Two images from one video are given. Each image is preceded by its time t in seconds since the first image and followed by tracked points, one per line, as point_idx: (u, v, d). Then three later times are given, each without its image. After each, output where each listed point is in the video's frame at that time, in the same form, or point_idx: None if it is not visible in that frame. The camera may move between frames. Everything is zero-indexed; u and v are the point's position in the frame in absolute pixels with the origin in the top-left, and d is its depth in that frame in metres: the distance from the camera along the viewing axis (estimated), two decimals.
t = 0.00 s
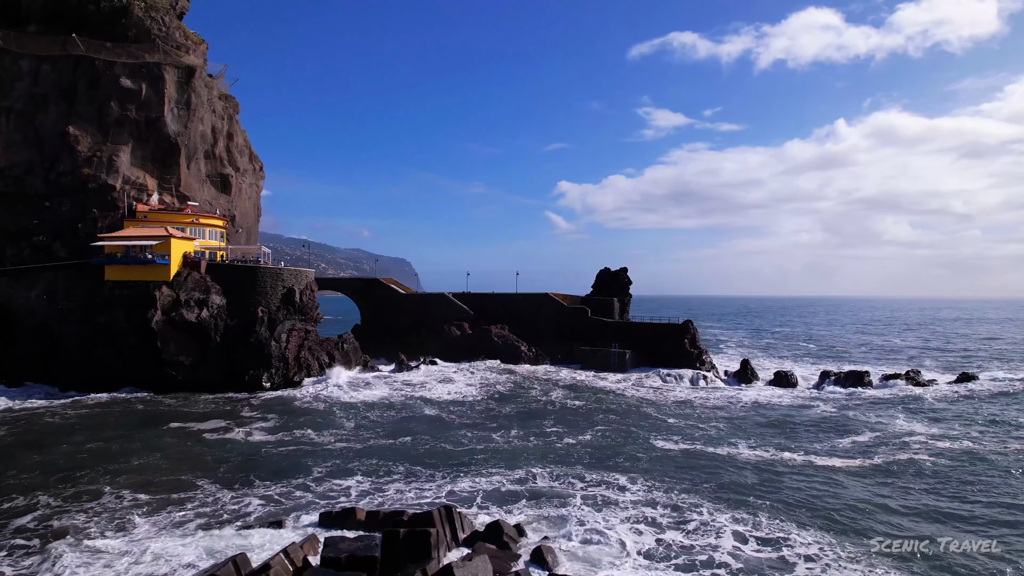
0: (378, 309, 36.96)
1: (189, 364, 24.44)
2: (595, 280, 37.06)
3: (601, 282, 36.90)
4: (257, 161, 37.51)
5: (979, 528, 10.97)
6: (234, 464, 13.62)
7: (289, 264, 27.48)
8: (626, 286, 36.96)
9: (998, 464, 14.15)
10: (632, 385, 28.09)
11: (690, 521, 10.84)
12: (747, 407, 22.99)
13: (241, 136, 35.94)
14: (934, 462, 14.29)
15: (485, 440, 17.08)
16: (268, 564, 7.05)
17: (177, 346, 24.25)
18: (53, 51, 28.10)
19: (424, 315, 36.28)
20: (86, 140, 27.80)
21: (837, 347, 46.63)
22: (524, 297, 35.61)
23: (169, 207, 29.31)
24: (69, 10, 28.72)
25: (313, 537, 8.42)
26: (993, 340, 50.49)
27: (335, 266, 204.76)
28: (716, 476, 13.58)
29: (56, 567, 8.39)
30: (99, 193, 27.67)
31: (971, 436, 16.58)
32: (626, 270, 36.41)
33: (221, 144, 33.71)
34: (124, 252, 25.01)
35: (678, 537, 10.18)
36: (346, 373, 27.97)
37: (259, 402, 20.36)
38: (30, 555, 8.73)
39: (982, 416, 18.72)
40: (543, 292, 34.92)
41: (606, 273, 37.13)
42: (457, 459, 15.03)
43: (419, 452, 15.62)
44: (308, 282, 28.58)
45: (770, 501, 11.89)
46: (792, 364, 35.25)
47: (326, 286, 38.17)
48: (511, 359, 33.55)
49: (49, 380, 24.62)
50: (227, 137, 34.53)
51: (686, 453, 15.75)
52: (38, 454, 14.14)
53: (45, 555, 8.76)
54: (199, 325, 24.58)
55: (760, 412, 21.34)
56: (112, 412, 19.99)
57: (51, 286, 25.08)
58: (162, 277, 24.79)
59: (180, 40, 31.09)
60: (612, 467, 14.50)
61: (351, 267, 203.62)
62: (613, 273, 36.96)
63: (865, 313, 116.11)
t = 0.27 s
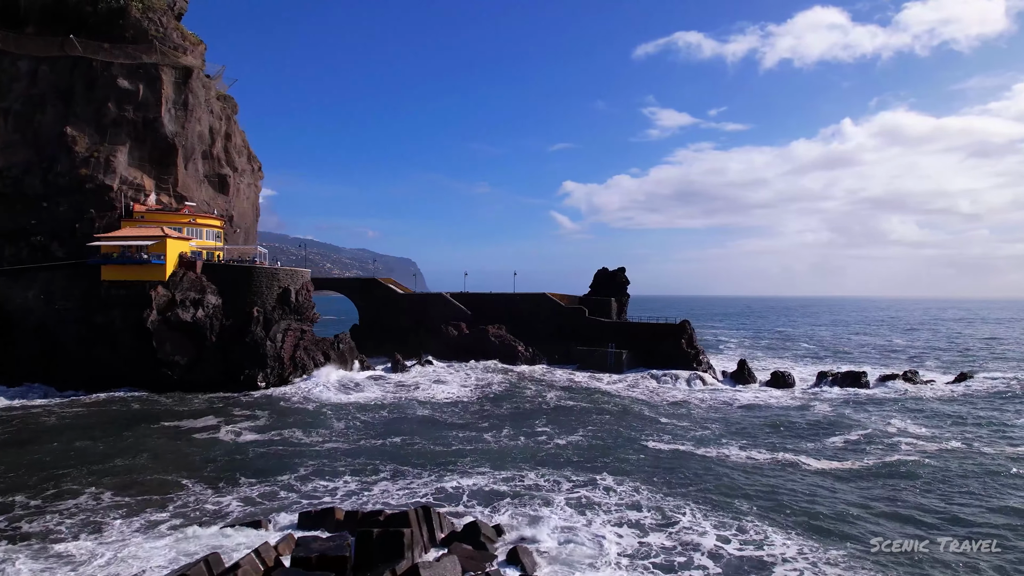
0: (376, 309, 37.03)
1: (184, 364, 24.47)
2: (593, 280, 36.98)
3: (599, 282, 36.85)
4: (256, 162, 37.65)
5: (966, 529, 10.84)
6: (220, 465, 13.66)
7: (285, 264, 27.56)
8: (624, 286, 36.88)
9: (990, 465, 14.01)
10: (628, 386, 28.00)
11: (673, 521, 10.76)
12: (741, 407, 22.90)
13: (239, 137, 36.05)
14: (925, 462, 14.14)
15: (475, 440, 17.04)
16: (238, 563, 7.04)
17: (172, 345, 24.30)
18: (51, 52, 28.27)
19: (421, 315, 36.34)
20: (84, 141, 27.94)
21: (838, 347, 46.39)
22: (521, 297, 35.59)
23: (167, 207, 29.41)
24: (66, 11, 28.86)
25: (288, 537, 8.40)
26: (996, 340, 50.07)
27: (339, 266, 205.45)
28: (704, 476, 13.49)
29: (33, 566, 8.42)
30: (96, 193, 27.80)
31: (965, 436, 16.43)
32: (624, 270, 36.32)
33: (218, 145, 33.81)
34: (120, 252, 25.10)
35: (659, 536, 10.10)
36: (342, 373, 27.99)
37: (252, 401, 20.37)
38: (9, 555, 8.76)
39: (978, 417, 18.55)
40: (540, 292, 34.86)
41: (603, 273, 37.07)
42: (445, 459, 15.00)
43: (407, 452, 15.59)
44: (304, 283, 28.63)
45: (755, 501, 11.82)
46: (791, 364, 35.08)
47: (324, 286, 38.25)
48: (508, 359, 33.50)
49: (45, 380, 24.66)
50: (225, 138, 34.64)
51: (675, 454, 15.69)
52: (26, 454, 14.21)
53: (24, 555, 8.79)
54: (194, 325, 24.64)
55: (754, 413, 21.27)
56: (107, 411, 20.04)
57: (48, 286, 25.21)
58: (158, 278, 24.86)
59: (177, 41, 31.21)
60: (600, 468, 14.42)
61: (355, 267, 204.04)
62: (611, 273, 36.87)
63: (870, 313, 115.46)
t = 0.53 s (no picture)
0: (376, 309, 37.11)
1: (182, 363, 24.58)
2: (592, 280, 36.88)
3: (598, 282, 36.77)
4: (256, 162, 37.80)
5: (957, 528, 10.68)
6: (210, 465, 13.70)
7: (283, 264, 27.64)
8: (624, 286, 36.76)
9: (985, 466, 13.82)
10: (626, 387, 27.91)
11: (658, 523, 10.66)
12: (738, 408, 22.78)
13: (239, 137, 36.19)
14: (919, 462, 13.96)
15: (467, 440, 16.99)
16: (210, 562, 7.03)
17: (170, 345, 24.41)
18: (51, 54, 28.49)
19: (421, 315, 36.37)
20: (84, 142, 28.12)
21: (842, 348, 46.07)
22: (521, 297, 35.56)
23: (166, 208, 29.55)
24: (67, 14, 29.09)
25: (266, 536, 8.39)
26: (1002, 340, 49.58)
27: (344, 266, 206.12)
28: (694, 476, 13.39)
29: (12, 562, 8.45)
30: (96, 194, 27.98)
31: (962, 437, 16.23)
32: (623, 270, 36.19)
33: (218, 145, 33.95)
34: (119, 252, 25.23)
35: (643, 537, 9.99)
36: (340, 373, 28.04)
37: (247, 400, 20.42)
38: None
39: (976, 418, 18.32)
40: (539, 292, 34.82)
41: (603, 273, 36.98)
42: (435, 460, 14.96)
43: (398, 453, 15.56)
44: (302, 283, 28.70)
45: (742, 501, 11.71)
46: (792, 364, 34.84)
47: (325, 286, 38.35)
48: (507, 359, 33.46)
49: (44, 378, 24.83)
50: (225, 138, 34.79)
51: (667, 455, 15.63)
52: (18, 451, 14.31)
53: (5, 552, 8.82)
54: (192, 325, 24.74)
55: (750, 414, 21.15)
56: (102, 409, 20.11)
57: (47, 286, 25.38)
58: (156, 278, 24.96)
59: (177, 42, 31.39)
60: (590, 469, 14.33)
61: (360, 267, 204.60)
62: (611, 273, 36.76)
63: (877, 314, 114.66)
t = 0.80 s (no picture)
0: (379, 309, 37.22)
1: (184, 362, 24.74)
2: (595, 280, 36.74)
3: (601, 282, 36.65)
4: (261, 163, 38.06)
5: (954, 529, 10.46)
6: (203, 465, 13.82)
7: (285, 265, 27.77)
8: (627, 286, 36.59)
9: (986, 466, 13.56)
10: (627, 388, 27.79)
11: (647, 526, 10.54)
12: (739, 409, 22.61)
13: (244, 138, 36.42)
14: (917, 463, 13.75)
15: (463, 440, 16.97)
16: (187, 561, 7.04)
17: (172, 345, 24.58)
18: (57, 56, 28.84)
19: (424, 315, 36.43)
20: (89, 143, 28.42)
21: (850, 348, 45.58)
22: (523, 297, 35.51)
23: (170, 209, 29.80)
24: (73, 17, 29.45)
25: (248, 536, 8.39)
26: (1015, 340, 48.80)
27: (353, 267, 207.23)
28: (687, 476, 13.24)
29: None
30: (101, 195, 28.31)
31: (964, 438, 15.95)
32: (626, 270, 36.03)
33: (222, 146, 34.18)
34: (123, 253, 25.46)
35: (629, 540, 9.85)
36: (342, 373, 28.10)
37: (246, 399, 20.54)
38: None
39: (980, 419, 18.02)
40: (542, 292, 34.75)
41: (606, 273, 36.84)
42: (428, 459, 14.95)
43: (392, 453, 15.57)
44: (304, 283, 28.82)
45: (733, 501, 11.59)
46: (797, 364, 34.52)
47: (329, 286, 38.53)
48: (509, 360, 33.42)
49: (48, 378, 25.16)
50: (229, 139, 35.04)
51: (662, 454, 15.54)
52: (19, 449, 14.58)
53: None
54: (194, 325, 24.90)
55: (750, 415, 20.99)
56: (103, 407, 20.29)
57: (52, 286, 25.62)
58: (159, 278, 25.13)
59: (181, 44, 31.68)
60: (583, 469, 14.24)
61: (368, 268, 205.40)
62: (614, 273, 36.60)
63: (889, 313, 113.45)
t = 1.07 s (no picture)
0: (383, 309, 37.33)
1: (187, 362, 24.93)
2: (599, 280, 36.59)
3: (605, 282, 36.50)
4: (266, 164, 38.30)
5: (950, 533, 10.26)
6: (198, 464, 13.90)
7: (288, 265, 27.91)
8: (631, 286, 36.41)
9: (987, 469, 13.31)
10: (629, 388, 27.67)
11: (636, 528, 10.43)
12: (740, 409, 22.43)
13: (249, 139, 36.67)
14: (916, 464, 13.56)
15: (459, 440, 16.97)
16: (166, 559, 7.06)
17: (175, 344, 24.77)
18: (64, 59, 29.17)
19: (428, 315, 36.49)
20: (96, 145, 28.72)
21: (859, 348, 45.06)
22: (527, 297, 35.45)
23: (175, 210, 30.06)
24: (79, 20, 29.77)
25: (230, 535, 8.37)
26: None
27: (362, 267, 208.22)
28: (681, 477, 13.12)
29: None
30: (107, 196, 28.61)
31: (967, 439, 15.69)
32: (630, 270, 35.85)
33: (227, 147, 34.42)
34: (128, 253, 25.69)
35: (617, 544, 9.74)
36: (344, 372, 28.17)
37: (246, 399, 20.67)
38: None
39: (985, 420, 17.73)
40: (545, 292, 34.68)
41: (610, 273, 36.68)
42: (423, 460, 14.94)
43: (387, 452, 15.59)
44: (306, 283, 28.95)
45: (725, 503, 11.45)
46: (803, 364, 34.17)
47: (334, 286, 38.70)
48: (512, 360, 33.38)
49: (54, 377, 25.47)
50: (234, 140, 35.28)
51: (657, 454, 15.45)
52: (18, 447, 14.77)
53: None
54: (197, 325, 25.07)
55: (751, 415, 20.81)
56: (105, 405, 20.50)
57: (59, 286, 25.93)
58: (163, 278, 25.33)
59: (186, 46, 31.89)
60: (577, 470, 14.17)
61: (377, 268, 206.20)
62: (618, 273, 36.44)
63: (901, 313, 112.11)
